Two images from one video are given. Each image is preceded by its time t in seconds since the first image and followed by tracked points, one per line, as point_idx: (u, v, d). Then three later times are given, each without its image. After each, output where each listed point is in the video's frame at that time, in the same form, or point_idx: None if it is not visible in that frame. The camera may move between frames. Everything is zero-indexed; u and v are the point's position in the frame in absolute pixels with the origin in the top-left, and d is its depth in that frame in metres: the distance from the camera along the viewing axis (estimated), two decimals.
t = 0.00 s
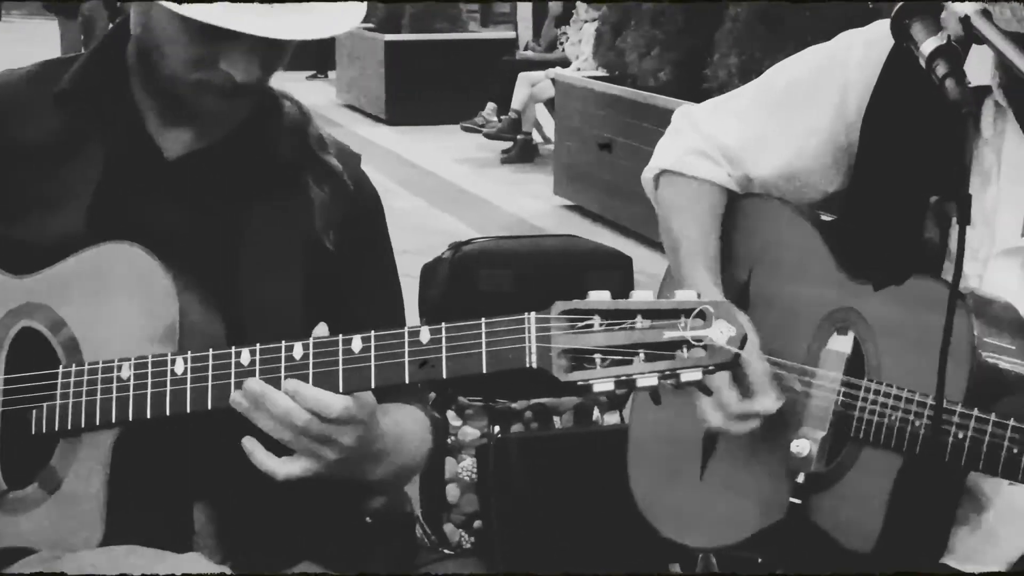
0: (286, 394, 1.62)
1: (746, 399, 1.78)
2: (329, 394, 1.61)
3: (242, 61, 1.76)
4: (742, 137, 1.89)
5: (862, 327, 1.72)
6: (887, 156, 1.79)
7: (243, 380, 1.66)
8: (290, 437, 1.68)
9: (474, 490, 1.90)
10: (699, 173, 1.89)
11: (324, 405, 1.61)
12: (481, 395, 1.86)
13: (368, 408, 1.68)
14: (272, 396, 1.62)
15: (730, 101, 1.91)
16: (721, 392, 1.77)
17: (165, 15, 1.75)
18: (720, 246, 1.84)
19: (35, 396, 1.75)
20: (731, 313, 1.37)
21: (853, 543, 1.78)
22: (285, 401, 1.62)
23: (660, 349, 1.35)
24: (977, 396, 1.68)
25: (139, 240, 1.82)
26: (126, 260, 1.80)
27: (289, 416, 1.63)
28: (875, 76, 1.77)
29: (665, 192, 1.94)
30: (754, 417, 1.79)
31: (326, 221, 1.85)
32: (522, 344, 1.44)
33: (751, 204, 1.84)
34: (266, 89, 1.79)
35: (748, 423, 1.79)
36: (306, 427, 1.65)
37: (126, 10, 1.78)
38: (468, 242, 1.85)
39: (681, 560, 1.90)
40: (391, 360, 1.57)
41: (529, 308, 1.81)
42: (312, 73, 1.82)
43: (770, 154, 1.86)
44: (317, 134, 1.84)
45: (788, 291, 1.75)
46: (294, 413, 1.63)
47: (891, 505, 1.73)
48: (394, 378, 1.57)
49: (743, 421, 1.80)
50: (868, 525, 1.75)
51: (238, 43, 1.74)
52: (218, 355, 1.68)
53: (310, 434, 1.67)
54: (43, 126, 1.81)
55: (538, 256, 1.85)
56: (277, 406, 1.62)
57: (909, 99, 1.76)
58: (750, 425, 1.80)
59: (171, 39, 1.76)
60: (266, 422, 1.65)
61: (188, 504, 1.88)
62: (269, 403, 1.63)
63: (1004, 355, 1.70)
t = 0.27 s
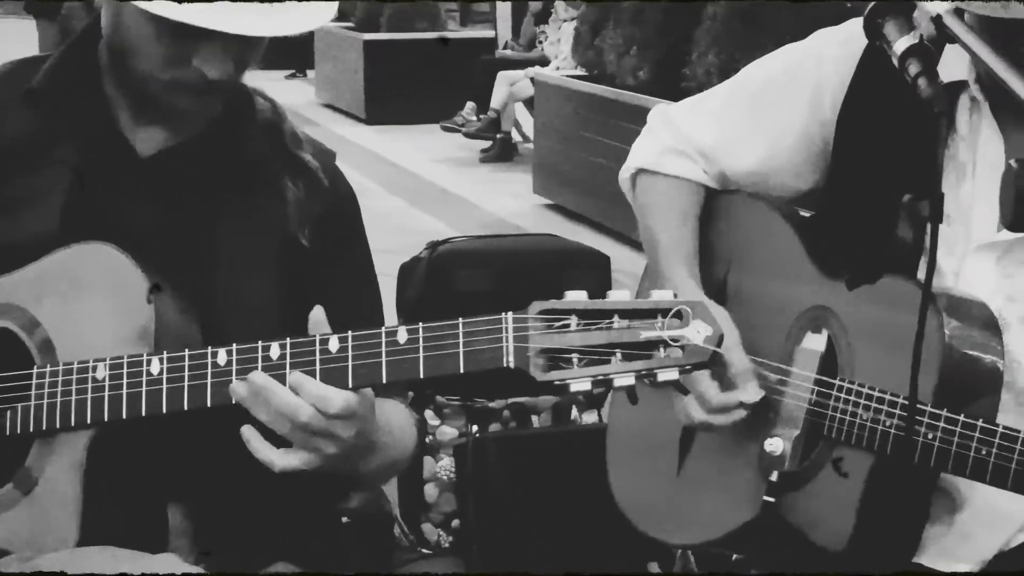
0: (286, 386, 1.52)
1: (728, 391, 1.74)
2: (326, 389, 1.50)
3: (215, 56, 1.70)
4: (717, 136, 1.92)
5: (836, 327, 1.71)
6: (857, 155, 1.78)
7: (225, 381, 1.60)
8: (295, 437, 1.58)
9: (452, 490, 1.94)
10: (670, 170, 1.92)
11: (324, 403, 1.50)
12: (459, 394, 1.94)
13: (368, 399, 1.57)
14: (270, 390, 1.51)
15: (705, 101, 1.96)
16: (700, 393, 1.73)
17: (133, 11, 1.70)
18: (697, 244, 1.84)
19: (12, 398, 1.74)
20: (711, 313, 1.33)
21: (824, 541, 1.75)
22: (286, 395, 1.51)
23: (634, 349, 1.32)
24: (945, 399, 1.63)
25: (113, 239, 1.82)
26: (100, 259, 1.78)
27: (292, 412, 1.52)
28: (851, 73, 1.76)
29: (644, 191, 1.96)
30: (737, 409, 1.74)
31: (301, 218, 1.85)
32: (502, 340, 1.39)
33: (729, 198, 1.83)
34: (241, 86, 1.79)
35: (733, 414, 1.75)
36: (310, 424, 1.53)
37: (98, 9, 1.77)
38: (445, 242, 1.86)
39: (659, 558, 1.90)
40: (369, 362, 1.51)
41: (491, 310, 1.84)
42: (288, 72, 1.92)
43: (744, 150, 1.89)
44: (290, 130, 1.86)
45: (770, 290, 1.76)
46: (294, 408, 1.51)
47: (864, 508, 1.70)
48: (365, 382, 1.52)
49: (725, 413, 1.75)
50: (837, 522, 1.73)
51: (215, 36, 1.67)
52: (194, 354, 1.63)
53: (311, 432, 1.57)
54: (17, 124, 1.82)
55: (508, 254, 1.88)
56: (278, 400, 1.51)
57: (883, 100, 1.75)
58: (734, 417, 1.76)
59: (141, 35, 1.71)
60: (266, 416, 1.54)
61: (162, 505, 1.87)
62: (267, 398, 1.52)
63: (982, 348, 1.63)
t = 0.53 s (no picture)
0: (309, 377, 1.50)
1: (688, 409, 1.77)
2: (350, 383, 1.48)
3: (186, 59, 1.71)
4: (698, 137, 1.92)
5: (814, 328, 1.70)
6: (836, 156, 1.78)
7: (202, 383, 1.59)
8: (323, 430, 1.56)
9: (429, 490, 1.94)
10: (648, 176, 1.93)
11: (343, 396, 1.47)
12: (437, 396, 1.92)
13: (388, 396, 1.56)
14: (294, 379, 1.50)
15: (686, 103, 1.95)
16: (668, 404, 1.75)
17: (108, 16, 1.72)
18: (672, 245, 1.87)
19: None
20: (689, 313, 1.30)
21: (801, 541, 1.75)
22: (308, 386, 1.50)
23: (613, 350, 1.30)
24: (925, 402, 1.61)
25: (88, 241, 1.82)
26: (74, 261, 1.79)
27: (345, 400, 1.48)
28: (829, 73, 1.77)
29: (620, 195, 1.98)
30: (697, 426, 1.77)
31: (279, 216, 1.86)
32: (478, 340, 1.38)
33: (708, 199, 1.85)
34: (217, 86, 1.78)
35: (691, 432, 1.78)
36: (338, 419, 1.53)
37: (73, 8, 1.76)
38: (422, 243, 1.87)
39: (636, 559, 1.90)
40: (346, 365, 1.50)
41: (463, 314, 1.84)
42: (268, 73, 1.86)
43: (721, 154, 1.88)
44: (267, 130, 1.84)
45: (745, 288, 1.76)
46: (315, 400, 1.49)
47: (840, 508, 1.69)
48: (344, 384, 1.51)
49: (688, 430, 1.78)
50: (815, 522, 1.72)
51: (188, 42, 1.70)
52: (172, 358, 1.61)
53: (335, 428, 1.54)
54: None
55: (485, 254, 1.88)
56: (299, 390, 1.50)
57: (858, 100, 1.75)
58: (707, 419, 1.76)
59: (116, 40, 1.73)
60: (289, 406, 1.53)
61: (139, 508, 1.85)
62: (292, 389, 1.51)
63: (957, 354, 1.61)
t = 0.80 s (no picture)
0: (285, 387, 1.49)
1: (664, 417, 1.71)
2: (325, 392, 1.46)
3: (163, 65, 1.75)
4: (680, 140, 1.91)
5: (791, 330, 1.70)
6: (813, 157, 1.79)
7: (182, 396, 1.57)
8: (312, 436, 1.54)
9: (409, 493, 1.92)
10: (629, 180, 1.90)
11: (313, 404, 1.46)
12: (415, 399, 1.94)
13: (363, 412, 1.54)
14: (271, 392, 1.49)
15: (666, 106, 1.95)
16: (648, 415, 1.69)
17: (88, 24, 1.73)
18: (649, 250, 1.85)
19: None
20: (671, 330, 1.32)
21: (775, 540, 1.75)
22: (284, 398, 1.49)
23: (594, 366, 1.31)
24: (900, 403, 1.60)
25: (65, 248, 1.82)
26: (52, 271, 1.81)
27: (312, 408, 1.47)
28: (810, 78, 1.76)
29: (598, 197, 1.96)
30: (675, 435, 1.73)
31: (258, 221, 1.86)
32: (461, 356, 1.38)
33: (690, 204, 1.84)
34: (194, 91, 1.78)
35: (669, 441, 1.73)
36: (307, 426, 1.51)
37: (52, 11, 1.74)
38: (400, 245, 1.88)
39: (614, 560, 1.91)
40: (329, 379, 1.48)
41: (450, 326, 1.85)
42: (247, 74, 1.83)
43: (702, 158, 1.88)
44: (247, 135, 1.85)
45: (726, 294, 1.76)
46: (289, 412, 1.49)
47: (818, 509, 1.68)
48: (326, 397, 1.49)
49: (664, 439, 1.74)
50: (791, 524, 1.71)
51: (165, 49, 1.73)
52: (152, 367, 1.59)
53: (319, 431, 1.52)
54: None
55: (469, 261, 1.90)
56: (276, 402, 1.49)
57: (842, 108, 1.75)
58: (671, 444, 1.74)
59: (97, 48, 1.74)
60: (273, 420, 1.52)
61: (116, 514, 1.84)
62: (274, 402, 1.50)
63: (931, 356, 1.60)
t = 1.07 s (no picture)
0: (259, 386, 1.45)
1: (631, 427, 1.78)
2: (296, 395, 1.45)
3: (136, 68, 1.69)
4: (653, 138, 1.92)
5: (767, 330, 1.68)
6: (788, 159, 1.75)
7: (159, 398, 1.56)
8: (262, 440, 1.52)
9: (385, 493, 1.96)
10: (601, 183, 1.93)
11: (287, 409, 1.44)
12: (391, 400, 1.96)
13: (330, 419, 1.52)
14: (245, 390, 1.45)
15: (639, 105, 1.96)
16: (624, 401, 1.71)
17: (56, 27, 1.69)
18: (621, 250, 1.87)
19: None
20: (643, 331, 1.35)
21: (751, 540, 1.70)
22: (258, 396, 1.45)
23: (569, 366, 1.33)
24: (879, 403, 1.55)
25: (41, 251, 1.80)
26: (37, 276, 1.80)
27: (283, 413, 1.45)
28: (786, 79, 1.76)
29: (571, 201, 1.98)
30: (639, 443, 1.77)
31: (232, 221, 1.87)
32: (437, 358, 1.37)
33: (667, 203, 1.84)
34: (169, 92, 1.77)
35: (633, 450, 1.79)
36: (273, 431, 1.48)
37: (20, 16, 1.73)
38: (375, 246, 1.86)
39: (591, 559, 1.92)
40: (306, 380, 1.46)
41: (417, 328, 1.88)
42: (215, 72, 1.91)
43: (677, 156, 1.88)
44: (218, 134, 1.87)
45: (705, 293, 1.77)
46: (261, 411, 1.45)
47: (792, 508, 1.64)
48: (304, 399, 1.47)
49: (629, 448, 1.79)
50: (767, 523, 1.67)
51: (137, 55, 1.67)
52: (129, 368, 1.57)
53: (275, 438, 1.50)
54: None
55: (450, 258, 1.91)
56: (249, 399, 1.45)
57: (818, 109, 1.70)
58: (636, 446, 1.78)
59: (67, 51, 1.70)
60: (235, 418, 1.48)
61: (90, 516, 1.83)
62: (244, 399, 1.46)
63: (904, 356, 1.56)
